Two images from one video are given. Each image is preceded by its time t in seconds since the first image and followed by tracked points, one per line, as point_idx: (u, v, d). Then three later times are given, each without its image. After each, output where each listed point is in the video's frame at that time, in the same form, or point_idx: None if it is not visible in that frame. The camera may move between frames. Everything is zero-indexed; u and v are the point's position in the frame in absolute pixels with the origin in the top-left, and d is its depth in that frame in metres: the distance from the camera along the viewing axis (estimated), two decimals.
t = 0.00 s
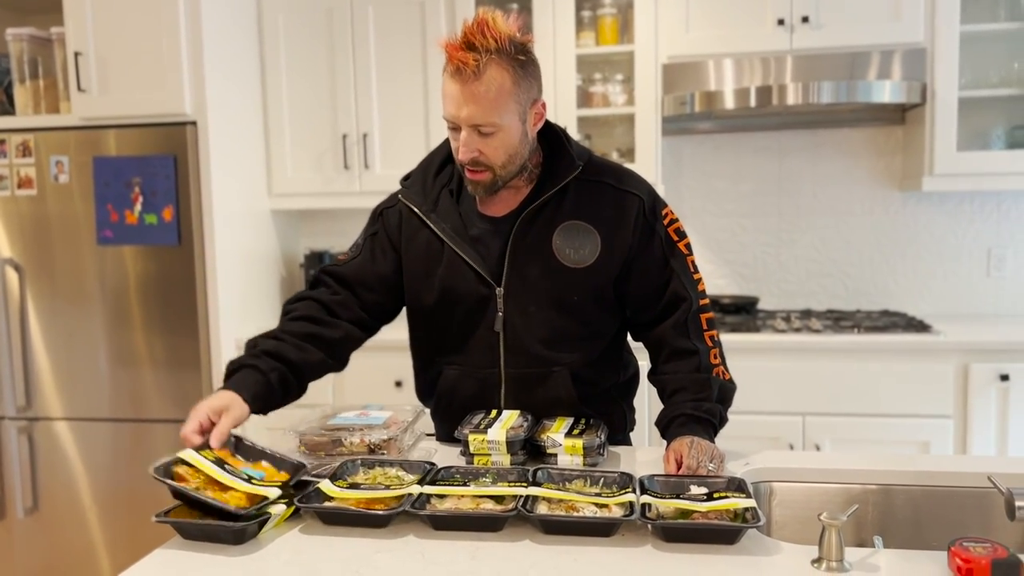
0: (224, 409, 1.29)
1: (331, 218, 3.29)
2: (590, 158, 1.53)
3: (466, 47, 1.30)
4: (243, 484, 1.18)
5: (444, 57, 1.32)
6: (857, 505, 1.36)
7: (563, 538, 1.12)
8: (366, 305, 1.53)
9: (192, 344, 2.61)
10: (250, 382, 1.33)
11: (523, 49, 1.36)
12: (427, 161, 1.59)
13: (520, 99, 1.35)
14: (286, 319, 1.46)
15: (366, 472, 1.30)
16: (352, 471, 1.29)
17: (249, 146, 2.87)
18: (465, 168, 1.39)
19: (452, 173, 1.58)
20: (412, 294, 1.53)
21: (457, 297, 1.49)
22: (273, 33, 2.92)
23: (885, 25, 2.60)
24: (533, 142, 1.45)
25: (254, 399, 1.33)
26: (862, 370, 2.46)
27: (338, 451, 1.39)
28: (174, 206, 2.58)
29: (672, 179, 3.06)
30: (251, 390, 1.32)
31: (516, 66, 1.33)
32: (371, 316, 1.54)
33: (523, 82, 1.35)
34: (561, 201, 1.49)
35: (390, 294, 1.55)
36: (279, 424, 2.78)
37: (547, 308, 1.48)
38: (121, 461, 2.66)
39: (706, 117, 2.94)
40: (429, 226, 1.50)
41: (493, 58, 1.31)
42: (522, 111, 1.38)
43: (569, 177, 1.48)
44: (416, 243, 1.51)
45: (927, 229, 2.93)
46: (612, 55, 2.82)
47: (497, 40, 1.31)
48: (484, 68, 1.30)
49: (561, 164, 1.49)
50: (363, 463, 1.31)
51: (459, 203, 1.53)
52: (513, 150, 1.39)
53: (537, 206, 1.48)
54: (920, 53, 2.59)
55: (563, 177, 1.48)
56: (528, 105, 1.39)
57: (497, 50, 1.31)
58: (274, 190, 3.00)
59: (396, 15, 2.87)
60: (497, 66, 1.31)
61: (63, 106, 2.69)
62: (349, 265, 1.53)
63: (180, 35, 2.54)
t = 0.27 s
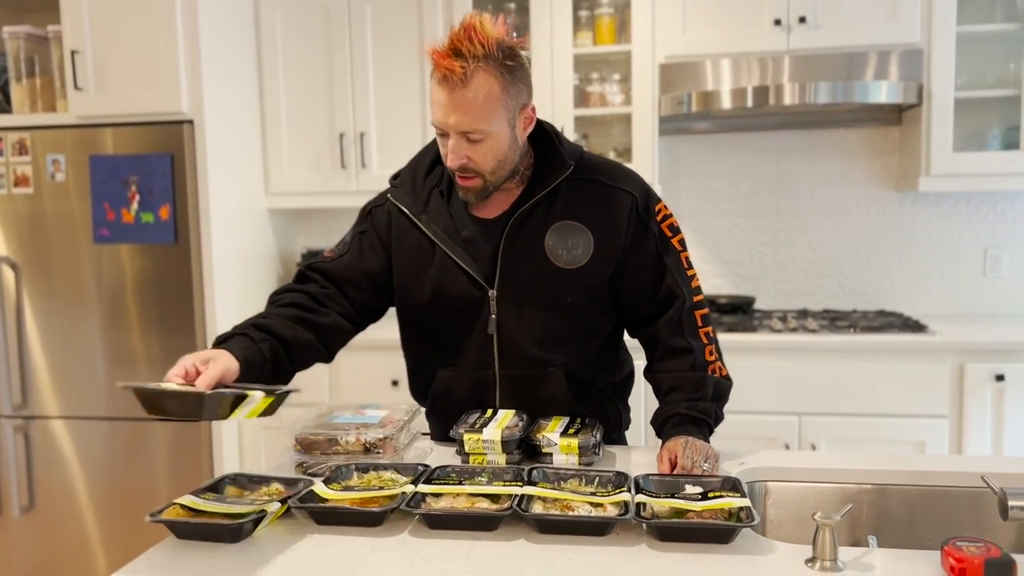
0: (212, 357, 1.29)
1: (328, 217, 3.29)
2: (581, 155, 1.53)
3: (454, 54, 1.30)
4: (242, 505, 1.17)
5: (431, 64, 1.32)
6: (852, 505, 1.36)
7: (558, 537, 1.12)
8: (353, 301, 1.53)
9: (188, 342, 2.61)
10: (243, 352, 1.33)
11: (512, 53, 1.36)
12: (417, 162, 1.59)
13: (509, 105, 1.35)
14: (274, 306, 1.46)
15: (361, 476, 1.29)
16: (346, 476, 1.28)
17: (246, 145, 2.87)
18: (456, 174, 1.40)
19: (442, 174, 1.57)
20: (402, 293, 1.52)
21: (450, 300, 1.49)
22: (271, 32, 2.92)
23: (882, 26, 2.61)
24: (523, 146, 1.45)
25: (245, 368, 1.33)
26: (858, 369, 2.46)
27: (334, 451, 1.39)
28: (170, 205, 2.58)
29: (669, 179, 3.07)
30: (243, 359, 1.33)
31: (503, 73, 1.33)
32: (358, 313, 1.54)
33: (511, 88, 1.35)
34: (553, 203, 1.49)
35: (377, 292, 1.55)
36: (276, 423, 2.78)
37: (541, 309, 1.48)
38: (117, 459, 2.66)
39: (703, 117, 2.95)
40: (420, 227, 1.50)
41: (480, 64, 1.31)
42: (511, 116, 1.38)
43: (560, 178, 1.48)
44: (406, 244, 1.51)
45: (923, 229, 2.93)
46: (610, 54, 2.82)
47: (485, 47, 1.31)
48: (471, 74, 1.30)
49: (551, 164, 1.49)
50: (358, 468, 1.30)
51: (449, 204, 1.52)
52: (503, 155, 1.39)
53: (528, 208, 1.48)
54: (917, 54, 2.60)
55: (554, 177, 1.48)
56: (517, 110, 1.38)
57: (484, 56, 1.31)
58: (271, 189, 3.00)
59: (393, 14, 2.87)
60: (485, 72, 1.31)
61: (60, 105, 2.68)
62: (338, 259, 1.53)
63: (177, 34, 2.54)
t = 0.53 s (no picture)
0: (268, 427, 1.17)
1: (325, 215, 3.29)
2: (569, 152, 1.53)
3: (426, 51, 1.30)
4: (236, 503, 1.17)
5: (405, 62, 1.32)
6: (848, 504, 1.36)
7: (556, 536, 1.12)
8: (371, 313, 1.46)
9: (186, 341, 2.61)
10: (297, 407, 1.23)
11: (487, 50, 1.36)
12: (407, 166, 1.56)
13: (485, 101, 1.35)
14: (298, 337, 1.34)
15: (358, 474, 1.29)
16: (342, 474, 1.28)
17: (244, 143, 2.87)
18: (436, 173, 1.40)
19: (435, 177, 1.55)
20: (403, 302, 1.53)
21: (450, 304, 1.48)
22: (269, 30, 2.92)
23: (879, 27, 2.61)
24: (505, 145, 1.45)
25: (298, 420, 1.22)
26: (855, 370, 2.47)
27: (332, 450, 1.39)
28: (168, 203, 2.58)
29: (667, 179, 3.07)
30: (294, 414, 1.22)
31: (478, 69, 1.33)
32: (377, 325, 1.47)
33: (486, 84, 1.35)
34: (546, 202, 1.49)
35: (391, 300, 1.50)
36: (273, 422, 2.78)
37: (539, 310, 1.48)
38: (114, 458, 2.65)
39: (701, 117, 2.95)
40: (418, 232, 1.47)
41: (453, 60, 1.31)
42: (488, 113, 1.37)
43: (552, 178, 1.48)
44: (406, 250, 1.48)
45: (920, 230, 2.94)
46: (608, 54, 2.82)
47: (458, 43, 1.31)
48: (443, 70, 1.30)
49: (542, 163, 1.49)
50: (354, 467, 1.30)
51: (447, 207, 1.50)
52: (482, 152, 1.38)
53: (522, 209, 1.48)
54: (914, 55, 2.60)
55: (546, 176, 1.48)
56: (494, 107, 1.38)
57: (457, 52, 1.31)
58: (268, 187, 2.99)
59: (391, 13, 2.87)
60: (458, 68, 1.31)
61: (58, 103, 2.68)
62: (355, 277, 1.44)
63: (175, 32, 2.54)
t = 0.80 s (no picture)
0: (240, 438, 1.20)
1: (323, 215, 3.29)
2: (565, 153, 1.52)
3: (425, 52, 1.30)
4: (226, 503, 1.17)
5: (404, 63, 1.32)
6: (846, 505, 1.37)
7: (554, 536, 1.12)
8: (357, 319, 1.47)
9: (183, 340, 2.60)
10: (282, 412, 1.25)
11: (485, 53, 1.35)
12: (403, 169, 1.55)
13: (482, 104, 1.35)
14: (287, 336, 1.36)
15: (356, 473, 1.29)
16: (340, 474, 1.29)
17: (242, 143, 2.86)
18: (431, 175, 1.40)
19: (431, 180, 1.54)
20: (401, 308, 1.51)
21: (448, 308, 1.48)
22: (267, 30, 2.92)
23: (877, 29, 2.62)
24: (502, 148, 1.45)
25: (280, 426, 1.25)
26: (853, 370, 2.47)
27: (330, 449, 1.39)
28: (166, 202, 2.57)
29: (665, 180, 3.07)
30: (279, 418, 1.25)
31: (477, 71, 1.33)
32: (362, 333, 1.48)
33: (485, 87, 1.35)
34: (544, 203, 1.49)
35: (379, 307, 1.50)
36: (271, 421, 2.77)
37: (538, 312, 1.48)
38: (111, 457, 2.65)
39: (699, 118, 2.95)
40: (415, 236, 1.46)
41: (451, 63, 1.31)
42: (486, 116, 1.37)
43: (551, 180, 1.47)
44: (402, 255, 1.47)
45: (918, 231, 2.94)
46: (606, 55, 2.82)
47: (456, 45, 1.31)
48: (441, 72, 1.30)
49: (541, 165, 1.48)
50: (352, 466, 1.30)
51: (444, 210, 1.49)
52: (478, 155, 1.38)
53: (522, 210, 1.47)
54: (912, 57, 2.61)
55: (545, 179, 1.47)
56: (492, 110, 1.38)
57: (456, 54, 1.31)
58: (266, 187, 2.99)
59: (390, 13, 2.87)
60: (456, 70, 1.31)
61: (55, 101, 2.68)
62: (346, 281, 1.45)
63: (174, 31, 2.54)
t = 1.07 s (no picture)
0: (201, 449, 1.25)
1: (322, 216, 3.29)
2: (566, 157, 1.53)
3: (426, 57, 1.30)
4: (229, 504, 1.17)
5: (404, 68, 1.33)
6: (846, 508, 1.37)
7: (556, 538, 1.12)
8: (337, 320, 1.49)
9: (182, 341, 2.60)
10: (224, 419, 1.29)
11: (486, 58, 1.36)
12: (403, 173, 1.56)
13: (482, 110, 1.35)
14: (258, 338, 1.40)
15: (358, 476, 1.29)
16: (342, 477, 1.29)
17: (241, 144, 2.86)
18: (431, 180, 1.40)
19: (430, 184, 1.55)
20: (396, 307, 1.51)
21: (445, 311, 1.48)
22: (266, 30, 2.92)
23: (876, 32, 2.63)
24: (502, 152, 1.45)
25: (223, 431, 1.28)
26: (851, 373, 2.48)
27: (331, 451, 1.39)
28: (165, 203, 2.57)
29: (664, 182, 3.08)
30: (221, 424, 1.28)
31: (477, 77, 1.33)
32: (345, 332, 1.50)
33: (485, 93, 1.35)
34: (543, 208, 1.49)
35: (365, 309, 1.52)
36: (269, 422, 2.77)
37: (537, 315, 1.48)
38: (108, 458, 2.65)
39: (699, 120, 2.96)
40: (410, 239, 1.47)
41: (452, 68, 1.31)
42: (485, 121, 1.37)
43: (550, 184, 1.47)
44: (397, 258, 1.49)
45: (916, 234, 2.95)
46: (606, 57, 2.83)
47: (457, 50, 1.31)
48: (441, 78, 1.30)
49: (541, 169, 1.49)
50: (354, 468, 1.30)
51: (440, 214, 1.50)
52: (478, 161, 1.39)
53: (520, 213, 1.47)
54: (910, 60, 2.62)
55: (544, 184, 1.48)
56: (492, 116, 1.38)
57: (457, 60, 1.31)
58: (266, 188, 2.99)
59: (389, 14, 2.87)
60: (456, 76, 1.31)
61: (55, 102, 2.67)
62: (327, 280, 1.48)
63: (174, 32, 2.54)
